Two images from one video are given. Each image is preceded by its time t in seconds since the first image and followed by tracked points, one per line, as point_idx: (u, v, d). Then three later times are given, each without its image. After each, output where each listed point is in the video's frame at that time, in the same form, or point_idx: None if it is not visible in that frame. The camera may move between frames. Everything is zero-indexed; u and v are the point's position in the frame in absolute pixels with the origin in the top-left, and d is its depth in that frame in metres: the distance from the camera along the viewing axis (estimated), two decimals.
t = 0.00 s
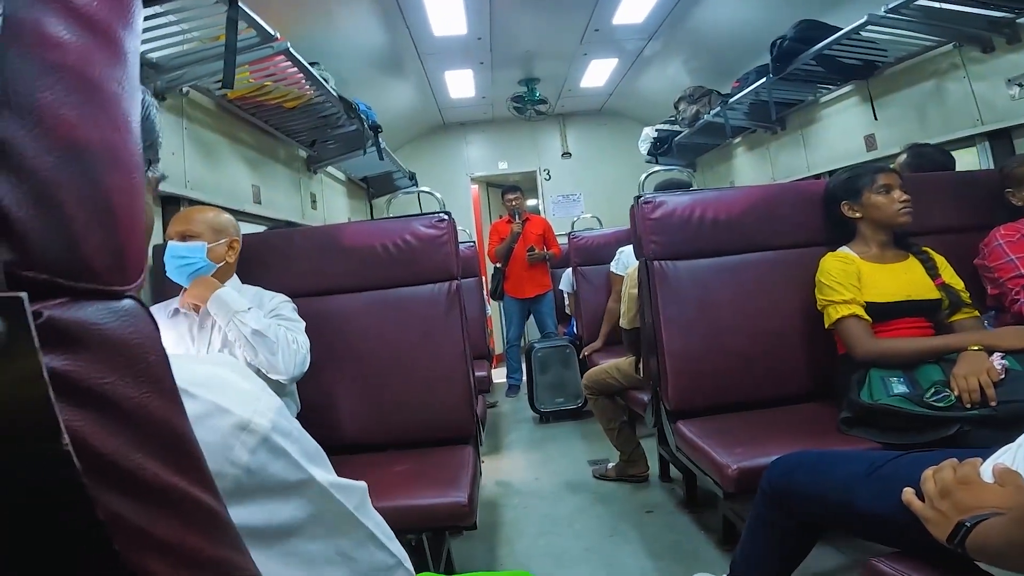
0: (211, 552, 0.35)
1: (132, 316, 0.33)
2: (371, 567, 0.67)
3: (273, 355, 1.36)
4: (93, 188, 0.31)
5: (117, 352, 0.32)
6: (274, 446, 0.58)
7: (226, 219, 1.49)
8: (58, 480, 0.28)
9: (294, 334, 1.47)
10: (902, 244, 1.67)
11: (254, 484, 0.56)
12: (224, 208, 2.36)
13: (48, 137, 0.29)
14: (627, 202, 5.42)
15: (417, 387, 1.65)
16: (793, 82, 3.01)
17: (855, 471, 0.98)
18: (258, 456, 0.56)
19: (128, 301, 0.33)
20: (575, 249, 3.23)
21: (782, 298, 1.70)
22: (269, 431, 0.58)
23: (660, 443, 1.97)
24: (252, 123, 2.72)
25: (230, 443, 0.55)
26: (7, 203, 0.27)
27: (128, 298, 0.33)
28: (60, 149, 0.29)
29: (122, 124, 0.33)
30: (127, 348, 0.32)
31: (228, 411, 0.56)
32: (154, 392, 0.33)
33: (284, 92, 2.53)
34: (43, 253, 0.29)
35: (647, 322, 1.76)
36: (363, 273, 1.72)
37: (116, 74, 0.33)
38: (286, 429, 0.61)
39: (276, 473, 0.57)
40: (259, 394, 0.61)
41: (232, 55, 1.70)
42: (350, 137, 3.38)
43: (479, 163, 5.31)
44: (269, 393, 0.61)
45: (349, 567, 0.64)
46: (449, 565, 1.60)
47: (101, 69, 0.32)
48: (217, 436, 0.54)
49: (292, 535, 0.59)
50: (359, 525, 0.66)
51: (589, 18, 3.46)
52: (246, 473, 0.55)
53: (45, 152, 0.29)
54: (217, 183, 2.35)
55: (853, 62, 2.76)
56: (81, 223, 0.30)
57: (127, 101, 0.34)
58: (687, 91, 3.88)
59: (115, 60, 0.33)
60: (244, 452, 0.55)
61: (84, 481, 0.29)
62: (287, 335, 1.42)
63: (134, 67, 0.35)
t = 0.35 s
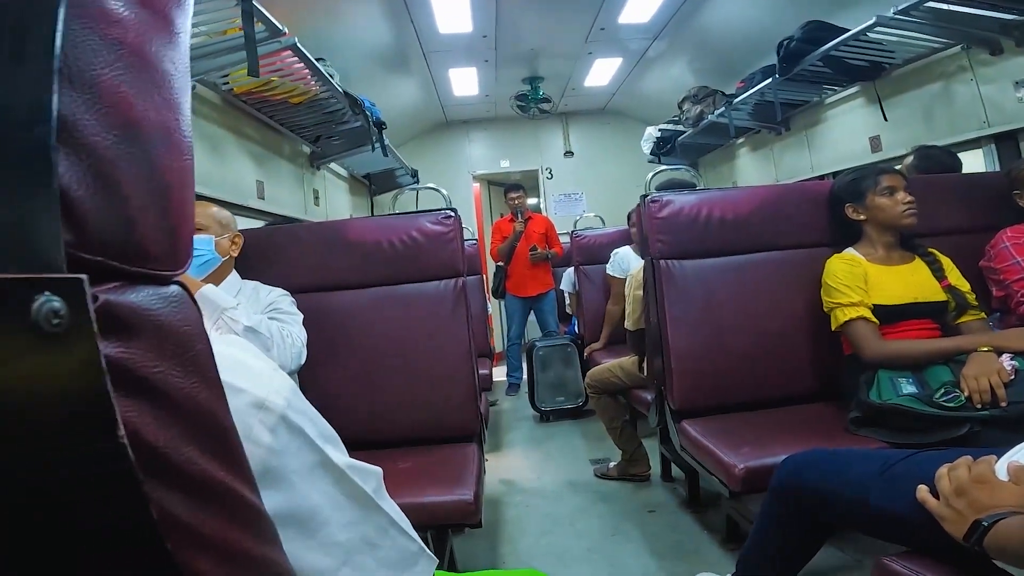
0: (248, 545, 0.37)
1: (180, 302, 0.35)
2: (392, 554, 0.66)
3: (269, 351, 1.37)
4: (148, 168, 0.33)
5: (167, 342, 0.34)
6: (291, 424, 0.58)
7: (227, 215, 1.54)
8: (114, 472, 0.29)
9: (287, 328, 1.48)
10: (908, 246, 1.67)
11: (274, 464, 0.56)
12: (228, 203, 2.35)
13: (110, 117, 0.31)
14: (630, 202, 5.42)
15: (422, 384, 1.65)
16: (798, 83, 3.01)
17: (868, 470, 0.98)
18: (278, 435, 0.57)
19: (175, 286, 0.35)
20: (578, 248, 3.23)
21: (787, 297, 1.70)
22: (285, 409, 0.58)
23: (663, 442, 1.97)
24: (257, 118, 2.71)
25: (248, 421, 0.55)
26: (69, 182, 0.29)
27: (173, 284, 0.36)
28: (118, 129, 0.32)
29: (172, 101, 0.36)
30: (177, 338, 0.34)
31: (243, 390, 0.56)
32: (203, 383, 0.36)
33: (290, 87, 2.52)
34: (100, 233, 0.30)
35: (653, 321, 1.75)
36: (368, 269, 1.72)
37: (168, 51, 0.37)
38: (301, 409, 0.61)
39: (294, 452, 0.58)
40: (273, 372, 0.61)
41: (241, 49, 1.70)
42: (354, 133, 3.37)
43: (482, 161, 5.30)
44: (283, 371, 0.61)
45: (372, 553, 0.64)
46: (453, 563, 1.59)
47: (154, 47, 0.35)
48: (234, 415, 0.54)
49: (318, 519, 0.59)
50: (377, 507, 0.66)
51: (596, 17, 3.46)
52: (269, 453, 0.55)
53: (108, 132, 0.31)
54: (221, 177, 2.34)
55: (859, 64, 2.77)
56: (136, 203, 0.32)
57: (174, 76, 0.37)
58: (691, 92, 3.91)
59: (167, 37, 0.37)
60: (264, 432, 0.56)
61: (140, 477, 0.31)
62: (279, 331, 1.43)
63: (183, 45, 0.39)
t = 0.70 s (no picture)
0: (244, 545, 0.37)
1: (170, 301, 0.35)
2: (388, 550, 0.67)
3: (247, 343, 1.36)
4: (134, 167, 0.34)
5: (157, 341, 0.34)
6: (285, 423, 0.58)
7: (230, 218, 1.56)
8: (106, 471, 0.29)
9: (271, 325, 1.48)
10: (909, 240, 1.67)
11: (270, 463, 0.56)
12: (229, 205, 2.36)
13: (93, 116, 0.31)
14: (631, 199, 5.42)
15: (423, 383, 1.65)
16: (798, 78, 3.01)
17: (871, 465, 0.98)
18: (271, 434, 0.56)
19: (164, 286, 0.36)
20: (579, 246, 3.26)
21: (788, 293, 1.70)
22: (279, 409, 0.58)
23: (666, 438, 1.97)
24: (257, 119, 2.72)
25: (243, 421, 0.54)
26: (52, 181, 0.29)
27: (163, 284, 0.36)
28: (102, 129, 0.32)
29: (158, 102, 0.37)
30: (165, 337, 0.34)
31: (237, 390, 0.56)
32: (193, 382, 0.36)
33: (289, 88, 2.53)
34: (86, 233, 0.31)
35: (654, 317, 1.75)
36: (369, 269, 1.72)
37: (153, 51, 0.37)
38: (294, 408, 0.61)
39: (288, 452, 0.58)
40: (264, 371, 0.61)
41: (239, 51, 1.70)
42: (354, 133, 3.37)
43: (482, 160, 5.30)
44: (276, 370, 0.61)
45: (366, 551, 0.65)
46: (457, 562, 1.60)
47: (138, 48, 0.36)
48: (231, 414, 0.54)
49: (313, 517, 0.59)
50: (372, 505, 0.67)
51: (594, 14, 3.45)
52: (264, 452, 0.55)
53: (90, 132, 0.31)
54: (222, 179, 2.34)
55: (859, 58, 2.76)
56: (122, 203, 0.32)
57: (160, 77, 0.37)
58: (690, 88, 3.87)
59: (152, 38, 0.37)
60: (258, 431, 0.55)
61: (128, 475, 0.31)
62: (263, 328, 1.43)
63: (168, 47, 0.39)
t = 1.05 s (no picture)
0: (231, 545, 0.38)
1: (157, 304, 0.36)
2: (383, 547, 0.68)
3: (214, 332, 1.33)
4: (123, 171, 0.34)
5: (144, 344, 0.34)
6: (278, 419, 0.58)
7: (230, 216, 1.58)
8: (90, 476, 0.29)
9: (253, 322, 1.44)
10: (910, 241, 1.66)
11: (263, 460, 0.55)
12: (230, 204, 2.36)
13: (83, 120, 0.31)
14: (632, 199, 5.41)
15: (422, 383, 1.65)
16: (799, 80, 3.01)
17: (869, 467, 0.98)
18: (264, 431, 0.56)
19: (153, 289, 0.36)
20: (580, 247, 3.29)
21: (788, 294, 1.69)
22: (272, 406, 0.58)
23: (665, 439, 1.97)
24: (259, 119, 2.72)
25: (235, 418, 0.54)
26: (40, 185, 0.29)
27: (152, 287, 0.36)
28: (91, 132, 0.32)
29: (148, 104, 0.37)
30: (151, 338, 0.35)
31: (228, 387, 0.55)
32: (180, 382, 0.36)
33: (290, 88, 2.53)
34: (74, 235, 0.31)
35: (654, 318, 1.75)
36: (369, 269, 1.72)
37: (145, 54, 0.37)
38: (288, 405, 0.61)
39: (282, 449, 0.58)
40: (257, 368, 0.61)
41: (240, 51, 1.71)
42: (355, 133, 3.38)
43: (483, 160, 5.30)
44: (269, 367, 0.61)
45: (361, 549, 0.65)
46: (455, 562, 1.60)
47: (129, 50, 0.36)
48: (222, 412, 0.54)
49: (308, 515, 0.59)
50: (367, 503, 0.67)
51: (595, 15, 3.45)
52: (257, 450, 0.55)
53: (79, 135, 0.31)
54: (223, 178, 2.35)
55: (860, 60, 2.76)
56: (111, 206, 0.32)
57: (152, 79, 0.38)
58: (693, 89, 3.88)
59: (144, 40, 0.37)
60: (251, 428, 0.55)
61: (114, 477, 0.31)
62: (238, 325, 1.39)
63: (160, 49, 0.39)
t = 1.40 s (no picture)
0: (258, 540, 0.38)
1: (189, 292, 0.36)
2: (392, 549, 0.68)
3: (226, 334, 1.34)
4: (157, 157, 0.34)
5: (178, 332, 0.34)
6: (296, 420, 0.59)
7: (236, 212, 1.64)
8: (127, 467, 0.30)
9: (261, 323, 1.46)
10: (916, 242, 1.65)
11: (280, 461, 0.56)
12: (236, 199, 2.37)
13: (119, 106, 0.32)
14: (636, 198, 5.41)
15: (427, 380, 1.65)
16: (806, 79, 3.00)
17: (875, 467, 0.98)
18: (282, 432, 0.57)
19: (184, 277, 0.36)
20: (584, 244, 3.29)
21: (795, 294, 1.69)
22: (290, 406, 0.58)
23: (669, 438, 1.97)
24: (265, 115, 2.73)
25: (254, 418, 0.55)
26: (77, 171, 0.29)
27: (183, 275, 0.36)
28: (127, 118, 0.32)
29: (180, 91, 0.37)
30: (184, 327, 0.35)
31: (249, 387, 0.56)
32: (210, 372, 0.37)
33: (297, 84, 2.54)
34: (109, 221, 0.31)
35: (660, 317, 1.75)
36: (376, 265, 1.72)
37: (177, 42, 0.38)
38: (305, 405, 0.62)
39: (298, 450, 0.58)
40: (275, 367, 0.62)
41: (249, 46, 1.71)
42: (361, 129, 3.38)
43: (488, 157, 5.30)
44: (287, 367, 0.62)
45: (371, 551, 0.65)
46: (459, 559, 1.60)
47: (162, 39, 0.36)
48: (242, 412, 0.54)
49: (322, 516, 0.60)
50: (378, 505, 0.67)
51: (602, 13, 3.44)
52: (274, 450, 0.56)
53: (115, 120, 0.31)
54: (229, 173, 2.36)
55: (869, 59, 2.75)
56: (145, 192, 0.33)
57: (183, 67, 0.38)
58: (699, 88, 3.87)
59: (176, 28, 0.38)
60: (269, 429, 0.56)
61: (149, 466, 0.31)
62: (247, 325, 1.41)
63: (191, 37, 0.40)
